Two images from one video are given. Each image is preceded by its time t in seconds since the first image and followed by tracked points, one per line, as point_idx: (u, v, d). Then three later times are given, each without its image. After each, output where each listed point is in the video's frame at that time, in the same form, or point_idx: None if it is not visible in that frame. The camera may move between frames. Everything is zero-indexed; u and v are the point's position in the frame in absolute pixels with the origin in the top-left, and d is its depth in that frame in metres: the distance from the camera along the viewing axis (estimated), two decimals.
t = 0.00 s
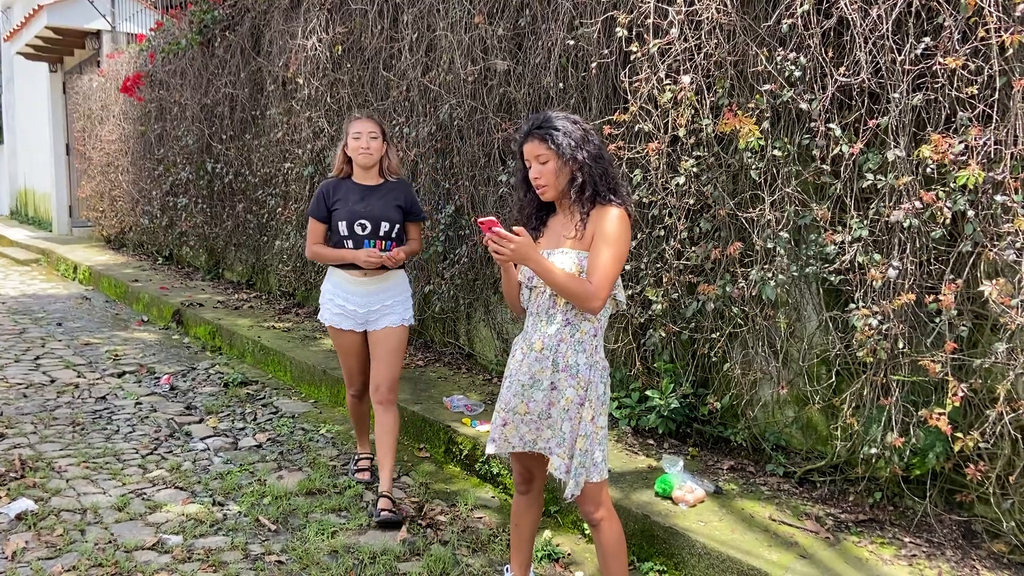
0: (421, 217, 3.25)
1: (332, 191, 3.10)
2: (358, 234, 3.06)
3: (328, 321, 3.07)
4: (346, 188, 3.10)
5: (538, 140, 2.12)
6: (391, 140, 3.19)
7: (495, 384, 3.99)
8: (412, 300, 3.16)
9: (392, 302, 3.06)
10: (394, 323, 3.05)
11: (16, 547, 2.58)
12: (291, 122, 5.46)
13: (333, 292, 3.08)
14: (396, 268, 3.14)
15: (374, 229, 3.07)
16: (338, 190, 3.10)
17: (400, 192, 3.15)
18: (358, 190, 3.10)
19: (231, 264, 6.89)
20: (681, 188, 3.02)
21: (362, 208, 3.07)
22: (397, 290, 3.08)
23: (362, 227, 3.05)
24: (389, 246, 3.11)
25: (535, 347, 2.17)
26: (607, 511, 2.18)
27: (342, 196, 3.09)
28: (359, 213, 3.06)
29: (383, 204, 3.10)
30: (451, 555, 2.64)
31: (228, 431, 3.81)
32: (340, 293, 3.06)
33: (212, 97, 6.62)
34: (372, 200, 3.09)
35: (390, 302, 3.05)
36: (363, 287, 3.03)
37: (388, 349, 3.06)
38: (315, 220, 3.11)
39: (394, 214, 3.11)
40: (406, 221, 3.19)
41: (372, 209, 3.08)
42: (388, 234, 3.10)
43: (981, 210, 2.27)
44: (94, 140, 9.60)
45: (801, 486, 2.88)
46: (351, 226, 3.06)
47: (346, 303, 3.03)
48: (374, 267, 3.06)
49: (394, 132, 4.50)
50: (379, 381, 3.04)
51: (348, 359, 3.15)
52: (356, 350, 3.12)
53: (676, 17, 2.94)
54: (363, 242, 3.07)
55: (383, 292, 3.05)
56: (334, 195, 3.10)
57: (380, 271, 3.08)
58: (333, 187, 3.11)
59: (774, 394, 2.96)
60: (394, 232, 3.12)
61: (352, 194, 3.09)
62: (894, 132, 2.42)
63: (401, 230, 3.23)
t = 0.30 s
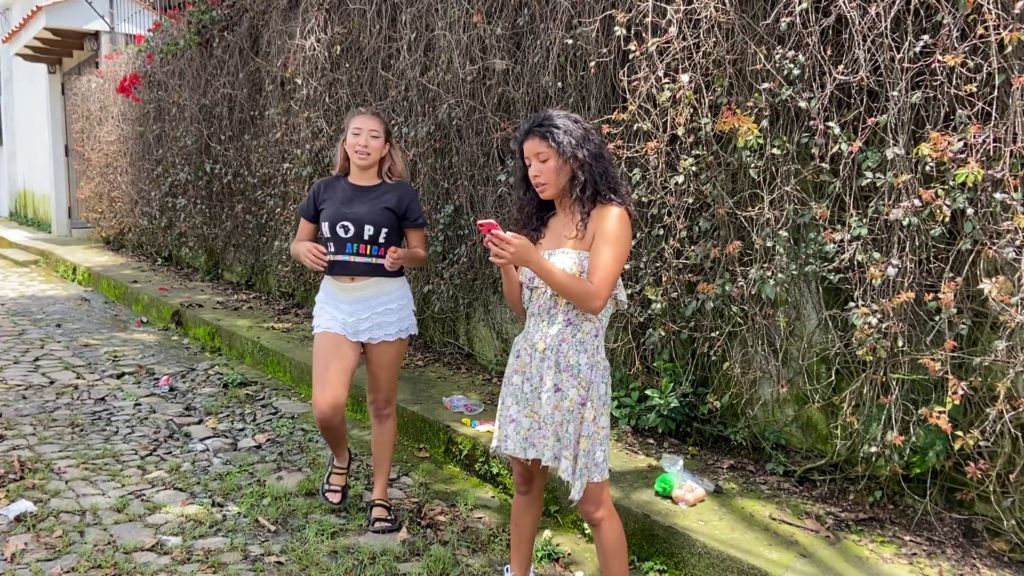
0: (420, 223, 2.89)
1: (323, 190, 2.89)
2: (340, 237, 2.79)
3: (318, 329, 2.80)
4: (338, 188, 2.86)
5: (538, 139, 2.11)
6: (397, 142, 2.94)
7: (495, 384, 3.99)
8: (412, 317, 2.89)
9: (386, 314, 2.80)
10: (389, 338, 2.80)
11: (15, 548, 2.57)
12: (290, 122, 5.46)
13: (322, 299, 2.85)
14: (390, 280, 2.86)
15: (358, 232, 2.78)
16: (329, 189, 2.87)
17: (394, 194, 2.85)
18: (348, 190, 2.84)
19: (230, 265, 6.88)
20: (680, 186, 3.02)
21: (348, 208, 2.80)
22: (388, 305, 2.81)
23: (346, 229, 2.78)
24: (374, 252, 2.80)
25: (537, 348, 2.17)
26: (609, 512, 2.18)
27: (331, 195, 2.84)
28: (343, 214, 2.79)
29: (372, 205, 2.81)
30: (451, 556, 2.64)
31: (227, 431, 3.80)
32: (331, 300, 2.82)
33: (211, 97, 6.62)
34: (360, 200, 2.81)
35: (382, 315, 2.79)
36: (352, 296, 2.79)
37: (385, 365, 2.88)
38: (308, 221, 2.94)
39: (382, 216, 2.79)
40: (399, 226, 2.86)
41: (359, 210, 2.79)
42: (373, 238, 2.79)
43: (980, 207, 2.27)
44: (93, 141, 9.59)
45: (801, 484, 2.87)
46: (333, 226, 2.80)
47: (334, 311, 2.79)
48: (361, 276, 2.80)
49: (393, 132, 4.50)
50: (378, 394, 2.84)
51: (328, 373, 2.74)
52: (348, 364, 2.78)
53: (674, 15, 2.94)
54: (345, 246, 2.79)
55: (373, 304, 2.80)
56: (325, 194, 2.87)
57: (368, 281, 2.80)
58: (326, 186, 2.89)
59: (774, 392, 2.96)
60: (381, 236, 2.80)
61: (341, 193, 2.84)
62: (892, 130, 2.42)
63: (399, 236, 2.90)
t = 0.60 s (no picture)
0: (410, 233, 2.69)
1: (300, 201, 2.65)
2: (323, 250, 2.56)
3: (298, 354, 2.52)
4: (317, 197, 2.63)
5: (536, 138, 2.11)
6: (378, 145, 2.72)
7: (495, 384, 3.99)
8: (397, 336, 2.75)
9: (375, 335, 2.64)
10: (380, 362, 2.65)
11: (16, 551, 2.58)
12: (291, 123, 5.46)
13: (299, 321, 2.59)
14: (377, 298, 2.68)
15: (342, 245, 2.56)
16: (307, 199, 2.65)
17: (380, 202, 2.63)
18: (329, 199, 2.62)
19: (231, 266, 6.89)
20: (679, 186, 3.02)
21: (328, 219, 2.57)
22: (377, 325, 2.64)
23: (328, 242, 2.56)
24: (360, 265, 2.58)
25: (537, 348, 2.17)
26: (610, 513, 2.18)
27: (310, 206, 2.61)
28: (325, 225, 2.56)
29: (357, 215, 2.58)
30: (452, 557, 2.65)
31: (228, 433, 3.81)
32: (313, 321, 2.56)
33: (211, 99, 6.62)
34: (344, 210, 2.59)
35: (371, 336, 2.62)
36: (336, 318, 2.57)
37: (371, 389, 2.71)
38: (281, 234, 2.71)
39: (368, 227, 2.57)
40: (387, 237, 2.65)
41: (343, 221, 2.57)
42: (359, 252, 2.57)
43: (980, 206, 2.27)
44: (94, 142, 9.60)
45: (802, 484, 2.87)
46: (315, 240, 2.56)
47: (316, 332, 2.54)
48: (347, 295, 2.59)
49: (394, 132, 4.50)
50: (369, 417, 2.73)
51: (314, 404, 2.48)
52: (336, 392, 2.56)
53: (673, 15, 2.94)
54: (329, 260, 2.56)
55: (362, 324, 2.61)
56: (302, 204, 2.64)
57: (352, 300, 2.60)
58: (303, 196, 2.67)
59: (775, 392, 2.95)
60: (368, 249, 2.58)
61: (321, 203, 2.61)
62: (892, 128, 2.42)
63: (385, 246, 2.69)
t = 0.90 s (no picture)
0: (400, 225, 2.52)
1: (277, 189, 2.40)
2: (309, 244, 2.33)
3: (277, 360, 2.37)
4: (298, 185, 2.40)
5: (547, 134, 2.12)
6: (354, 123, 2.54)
7: (503, 383, 3.99)
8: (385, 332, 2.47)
9: (359, 335, 2.39)
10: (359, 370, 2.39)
11: (28, 551, 2.60)
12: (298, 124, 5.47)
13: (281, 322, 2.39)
14: (364, 295, 2.45)
15: (331, 239, 2.33)
16: (285, 187, 2.40)
17: (368, 190, 2.43)
18: (312, 188, 2.39)
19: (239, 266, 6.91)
20: (687, 184, 3.02)
21: (314, 210, 2.34)
22: (363, 326, 2.40)
23: (314, 234, 2.33)
24: (350, 261, 2.36)
25: (546, 345, 2.16)
26: (621, 511, 2.19)
27: (292, 196, 2.37)
28: (311, 216, 2.33)
29: (345, 205, 2.37)
30: (462, 556, 2.66)
31: (238, 433, 3.82)
32: (291, 320, 2.38)
33: (219, 99, 6.64)
34: (330, 199, 2.37)
35: (354, 338, 2.38)
36: (318, 316, 2.36)
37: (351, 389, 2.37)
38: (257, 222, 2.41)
39: (359, 218, 2.37)
40: (376, 228, 2.47)
41: (329, 211, 2.35)
42: (350, 245, 2.35)
43: (989, 204, 2.26)
44: (102, 144, 9.64)
45: (811, 482, 2.87)
46: (299, 233, 2.33)
47: (295, 334, 2.36)
48: (332, 291, 2.37)
49: (400, 132, 4.50)
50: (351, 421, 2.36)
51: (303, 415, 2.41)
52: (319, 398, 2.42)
53: (679, 14, 2.93)
54: (316, 255, 2.33)
55: (344, 324, 2.38)
56: (280, 193, 2.39)
57: (338, 299, 2.39)
58: (279, 184, 2.41)
59: (783, 390, 2.95)
60: (359, 242, 2.37)
61: (303, 192, 2.38)
62: (900, 126, 2.41)
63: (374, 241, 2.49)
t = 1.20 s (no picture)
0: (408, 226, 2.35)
1: (272, 195, 2.23)
2: (310, 253, 2.16)
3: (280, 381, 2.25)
4: (295, 190, 2.22)
5: (587, 120, 2.15)
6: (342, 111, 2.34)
7: (518, 380, 4.00)
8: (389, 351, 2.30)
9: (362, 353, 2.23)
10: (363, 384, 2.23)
11: (49, 547, 2.63)
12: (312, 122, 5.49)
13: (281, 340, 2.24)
14: (369, 305, 2.27)
15: (332, 246, 2.16)
16: (281, 191, 2.23)
17: (371, 190, 2.25)
18: (310, 192, 2.22)
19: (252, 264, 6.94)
20: (701, 181, 3.01)
21: (313, 215, 2.17)
22: (365, 341, 2.23)
23: (314, 242, 2.16)
24: (354, 268, 2.20)
25: (560, 339, 2.16)
26: (637, 508, 2.19)
27: (289, 201, 2.20)
28: (310, 223, 2.16)
29: (346, 208, 2.19)
30: (478, 553, 2.67)
31: (254, 430, 3.85)
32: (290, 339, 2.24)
33: (232, 99, 6.67)
34: (330, 203, 2.19)
35: (356, 352, 2.21)
36: (318, 333, 2.20)
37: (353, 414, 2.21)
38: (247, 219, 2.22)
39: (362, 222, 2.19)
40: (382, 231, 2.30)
41: (330, 216, 2.17)
42: (354, 252, 2.18)
43: (1008, 198, 2.24)
44: (117, 143, 9.70)
45: (828, 479, 2.86)
46: (298, 241, 2.16)
47: (295, 351, 2.22)
48: (334, 303, 2.20)
49: (413, 130, 4.51)
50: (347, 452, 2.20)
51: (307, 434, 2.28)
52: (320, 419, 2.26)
53: (693, 10, 2.92)
54: (318, 265, 2.17)
55: (345, 338, 2.22)
56: (275, 199, 2.22)
57: (338, 312, 2.21)
58: (274, 188, 2.25)
59: (799, 386, 2.94)
60: (364, 247, 2.20)
61: (299, 196, 2.21)
62: (917, 120, 2.39)
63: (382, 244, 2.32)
